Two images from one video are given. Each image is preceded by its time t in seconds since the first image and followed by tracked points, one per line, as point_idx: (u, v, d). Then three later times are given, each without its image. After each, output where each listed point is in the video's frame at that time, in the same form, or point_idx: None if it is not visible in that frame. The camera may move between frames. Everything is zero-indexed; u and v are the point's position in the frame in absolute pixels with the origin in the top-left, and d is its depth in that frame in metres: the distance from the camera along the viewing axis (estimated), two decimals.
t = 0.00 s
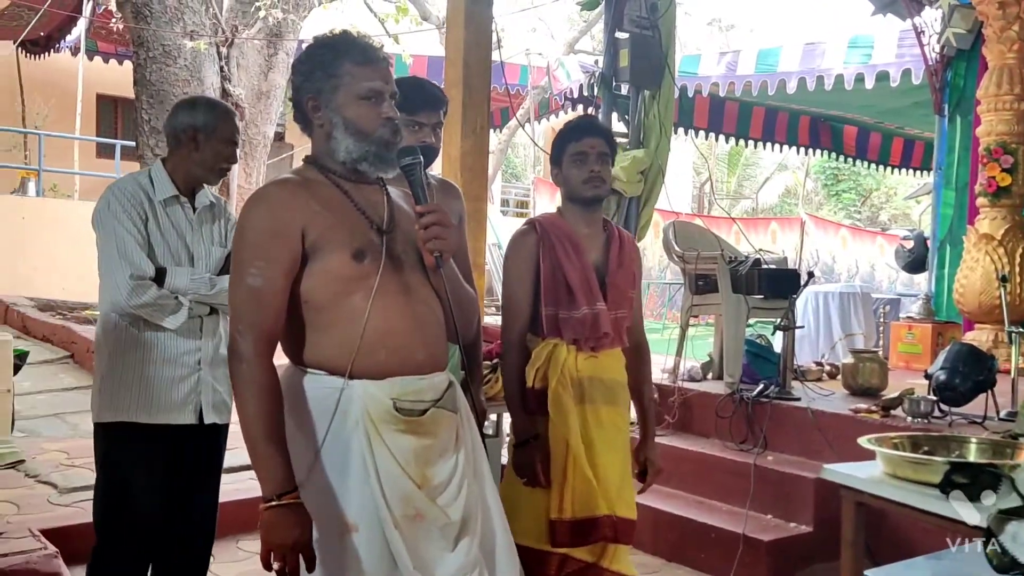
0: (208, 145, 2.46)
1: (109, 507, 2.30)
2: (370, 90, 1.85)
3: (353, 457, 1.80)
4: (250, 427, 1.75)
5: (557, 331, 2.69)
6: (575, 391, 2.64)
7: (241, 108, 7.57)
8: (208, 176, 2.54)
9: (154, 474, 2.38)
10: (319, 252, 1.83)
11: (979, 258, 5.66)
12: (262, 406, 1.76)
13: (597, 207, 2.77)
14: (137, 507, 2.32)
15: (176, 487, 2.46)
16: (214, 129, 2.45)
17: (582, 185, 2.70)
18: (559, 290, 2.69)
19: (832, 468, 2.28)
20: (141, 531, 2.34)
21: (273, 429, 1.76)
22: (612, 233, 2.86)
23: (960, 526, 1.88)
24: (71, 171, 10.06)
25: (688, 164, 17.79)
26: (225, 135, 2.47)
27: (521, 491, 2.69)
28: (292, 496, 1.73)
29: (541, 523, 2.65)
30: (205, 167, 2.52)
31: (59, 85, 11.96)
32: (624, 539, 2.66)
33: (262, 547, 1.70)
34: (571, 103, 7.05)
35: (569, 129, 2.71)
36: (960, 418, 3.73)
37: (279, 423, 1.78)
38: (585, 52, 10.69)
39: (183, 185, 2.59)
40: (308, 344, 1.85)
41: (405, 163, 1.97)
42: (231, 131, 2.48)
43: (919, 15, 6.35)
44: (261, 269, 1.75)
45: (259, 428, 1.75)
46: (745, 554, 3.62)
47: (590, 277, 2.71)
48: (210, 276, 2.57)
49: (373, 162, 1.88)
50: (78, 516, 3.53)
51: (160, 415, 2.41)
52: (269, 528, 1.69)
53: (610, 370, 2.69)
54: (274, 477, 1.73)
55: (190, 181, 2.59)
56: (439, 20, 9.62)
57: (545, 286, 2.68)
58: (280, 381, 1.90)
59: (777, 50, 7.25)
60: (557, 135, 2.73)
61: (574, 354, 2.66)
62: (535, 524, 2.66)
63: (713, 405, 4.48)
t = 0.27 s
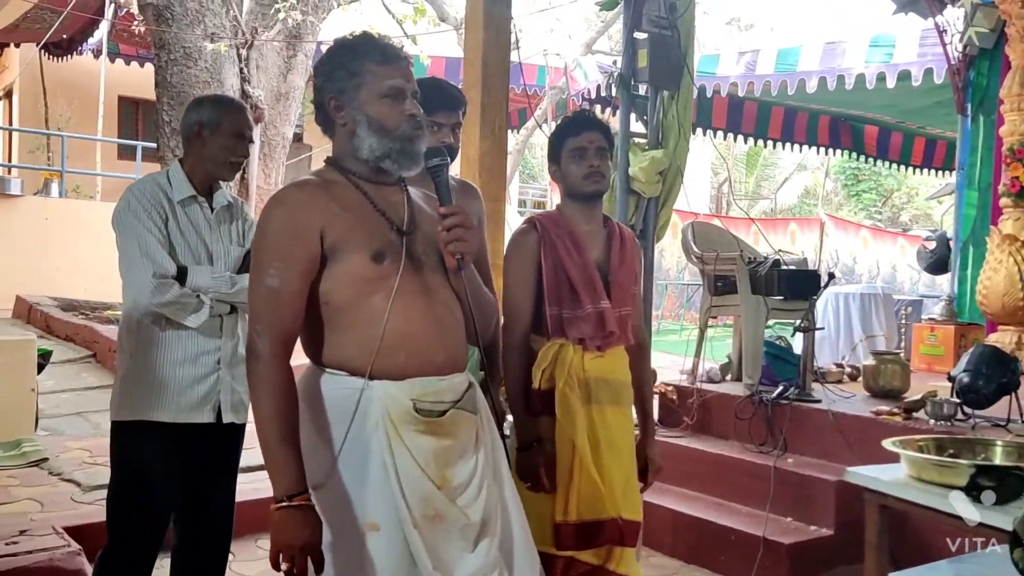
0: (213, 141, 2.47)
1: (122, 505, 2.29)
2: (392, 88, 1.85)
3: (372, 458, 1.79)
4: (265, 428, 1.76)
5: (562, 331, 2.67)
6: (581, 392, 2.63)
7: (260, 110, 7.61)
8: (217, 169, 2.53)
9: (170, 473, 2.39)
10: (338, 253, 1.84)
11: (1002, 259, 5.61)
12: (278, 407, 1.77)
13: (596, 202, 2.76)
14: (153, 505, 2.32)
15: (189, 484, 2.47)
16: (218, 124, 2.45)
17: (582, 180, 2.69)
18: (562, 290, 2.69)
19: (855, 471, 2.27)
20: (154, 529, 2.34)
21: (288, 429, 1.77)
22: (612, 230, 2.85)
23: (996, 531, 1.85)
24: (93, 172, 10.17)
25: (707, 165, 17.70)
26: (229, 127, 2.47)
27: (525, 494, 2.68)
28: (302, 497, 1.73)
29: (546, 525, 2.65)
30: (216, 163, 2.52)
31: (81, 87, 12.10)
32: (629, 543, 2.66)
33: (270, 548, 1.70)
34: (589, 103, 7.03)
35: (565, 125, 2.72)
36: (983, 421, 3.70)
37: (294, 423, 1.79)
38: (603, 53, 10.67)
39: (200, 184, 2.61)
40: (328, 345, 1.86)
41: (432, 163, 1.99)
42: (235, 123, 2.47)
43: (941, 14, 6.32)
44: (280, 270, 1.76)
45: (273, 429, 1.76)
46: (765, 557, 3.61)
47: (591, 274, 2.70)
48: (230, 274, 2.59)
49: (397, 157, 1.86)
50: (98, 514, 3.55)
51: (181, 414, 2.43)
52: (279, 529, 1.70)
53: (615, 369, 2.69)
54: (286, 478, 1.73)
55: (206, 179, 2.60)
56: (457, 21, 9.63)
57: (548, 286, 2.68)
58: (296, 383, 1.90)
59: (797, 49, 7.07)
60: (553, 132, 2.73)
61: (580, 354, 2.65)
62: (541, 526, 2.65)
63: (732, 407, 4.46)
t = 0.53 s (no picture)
0: (219, 138, 2.49)
1: (133, 503, 2.30)
2: (416, 91, 1.86)
3: (394, 459, 1.79)
4: (291, 426, 1.77)
5: (567, 334, 2.61)
6: (587, 395, 2.57)
7: (279, 111, 7.65)
8: (224, 164, 2.55)
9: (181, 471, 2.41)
10: (362, 254, 1.84)
11: None
12: (303, 406, 1.78)
13: (597, 201, 2.70)
14: (162, 505, 2.33)
15: (200, 483, 2.48)
16: (222, 120, 2.47)
17: (584, 180, 2.63)
18: (566, 291, 2.62)
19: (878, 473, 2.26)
20: (165, 526, 2.35)
21: (314, 428, 1.78)
22: (613, 229, 2.79)
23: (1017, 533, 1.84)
24: (114, 173, 10.26)
25: (725, 165, 17.62)
26: (233, 121, 2.49)
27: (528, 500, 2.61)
28: (331, 494, 1.75)
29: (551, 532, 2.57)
30: (224, 158, 2.54)
31: (103, 88, 12.21)
32: (635, 547, 2.60)
33: (302, 544, 1.72)
34: (606, 104, 7.01)
35: (565, 123, 2.66)
36: (1006, 423, 3.66)
37: (319, 422, 1.80)
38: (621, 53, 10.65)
39: (210, 183, 2.62)
40: (351, 345, 1.86)
41: (452, 166, 1.97)
42: (240, 115, 2.49)
43: (963, 13, 6.25)
44: (304, 270, 1.77)
45: (301, 427, 1.77)
46: (785, 559, 3.59)
47: (596, 275, 2.65)
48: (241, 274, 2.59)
49: (417, 163, 1.88)
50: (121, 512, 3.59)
51: (191, 415, 2.43)
52: (308, 525, 1.72)
53: (620, 372, 2.63)
54: (313, 475, 1.75)
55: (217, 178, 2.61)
56: (475, 21, 9.63)
57: (552, 287, 2.61)
58: (320, 380, 1.91)
59: (818, 49, 7.00)
60: (553, 129, 2.67)
61: (586, 356, 2.60)
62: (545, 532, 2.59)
63: (751, 408, 4.44)
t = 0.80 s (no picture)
0: (215, 134, 2.52)
1: (141, 499, 2.31)
2: (438, 92, 1.85)
3: (415, 458, 1.78)
4: (313, 425, 1.77)
5: (569, 337, 2.48)
6: (591, 401, 2.45)
7: (297, 111, 7.68)
8: (224, 159, 2.56)
9: (189, 467, 2.42)
10: (384, 253, 1.84)
11: None
12: (324, 405, 1.77)
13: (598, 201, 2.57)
14: (169, 501, 2.34)
15: (206, 482, 2.48)
16: (215, 115, 2.50)
17: (588, 180, 2.51)
18: (568, 294, 2.48)
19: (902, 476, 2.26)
20: (173, 523, 2.36)
21: (335, 427, 1.78)
22: (612, 230, 2.66)
23: None
24: (135, 173, 10.34)
25: (744, 165, 17.52)
26: (227, 114, 2.51)
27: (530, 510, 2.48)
28: (353, 493, 1.74)
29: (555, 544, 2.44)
30: (221, 154, 2.55)
31: (123, 89, 12.30)
32: (640, 556, 2.49)
33: (323, 543, 1.71)
34: (625, 104, 6.99)
35: (565, 120, 2.54)
36: None
37: (341, 422, 1.79)
38: (640, 53, 10.62)
39: (212, 181, 2.61)
40: (371, 345, 1.86)
41: (473, 167, 2.00)
42: (233, 108, 2.51)
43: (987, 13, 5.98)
44: (325, 270, 1.77)
45: (322, 427, 1.77)
46: (806, 562, 3.56)
47: (598, 277, 2.51)
48: (242, 272, 2.59)
49: (439, 163, 1.87)
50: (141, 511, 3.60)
51: (196, 415, 2.42)
52: (328, 524, 1.71)
53: (622, 376, 2.52)
54: (334, 474, 1.74)
55: (219, 176, 2.62)
56: (493, 21, 9.62)
57: (554, 291, 2.47)
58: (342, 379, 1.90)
59: (839, 48, 6.94)
60: (553, 128, 2.56)
61: (588, 360, 2.47)
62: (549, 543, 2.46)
63: (771, 410, 4.41)
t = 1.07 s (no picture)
0: (213, 132, 2.52)
1: (147, 498, 2.32)
2: (451, 93, 1.85)
3: (428, 458, 1.78)
4: (327, 425, 1.77)
5: (578, 340, 2.46)
6: (601, 403, 2.44)
7: (311, 112, 7.72)
8: (224, 157, 2.56)
9: (194, 467, 2.42)
10: (398, 254, 1.83)
11: None
12: (338, 405, 1.78)
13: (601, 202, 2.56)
14: (174, 498, 2.34)
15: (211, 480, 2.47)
16: (213, 113, 2.51)
17: (594, 180, 2.50)
18: (573, 297, 2.46)
19: (917, 479, 2.24)
20: (177, 522, 2.37)
21: (349, 427, 1.78)
22: (617, 228, 2.65)
23: None
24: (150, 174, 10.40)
25: (758, 165, 17.44)
26: (225, 111, 2.52)
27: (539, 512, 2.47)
28: (366, 494, 1.74)
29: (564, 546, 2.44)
30: (222, 152, 2.56)
31: (138, 90, 12.38)
32: (650, 559, 2.48)
33: (335, 543, 1.71)
34: (638, 105, 6.97)
35: (570, 120, 2.53)
36: None
37: (355, 423, 1.79)
38: (653, 53, 10.59)
39: (215, 181, 2.62)
40: (384, 345, 1.85)
41: (487, 168, 1.98)
42: (230, 105, 2.52)
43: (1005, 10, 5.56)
44: (339, 270, 1.77)
45: (336, 428, 1.77)
46: (820, 564, 3.55)
47: (605, 278, 2.49)
48: (247, 272, 2.62)
49: (453, 163, 1.87)
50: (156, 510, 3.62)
51: (203, 415, 2.42)
52: (342, 525, 1.71)
53: (632, 378, 2.51)
54: (348, 475, 1.74)
55: (221, 175, 2.63)
56: (506, 22, 9.62)
57: (560, 295, 2.45)
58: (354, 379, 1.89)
59: (854, 47, 6.90)
60: (558, 126, 2.55)
61: (598, 364, 2.46)
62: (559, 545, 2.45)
63: (785, 411, 4.38)
